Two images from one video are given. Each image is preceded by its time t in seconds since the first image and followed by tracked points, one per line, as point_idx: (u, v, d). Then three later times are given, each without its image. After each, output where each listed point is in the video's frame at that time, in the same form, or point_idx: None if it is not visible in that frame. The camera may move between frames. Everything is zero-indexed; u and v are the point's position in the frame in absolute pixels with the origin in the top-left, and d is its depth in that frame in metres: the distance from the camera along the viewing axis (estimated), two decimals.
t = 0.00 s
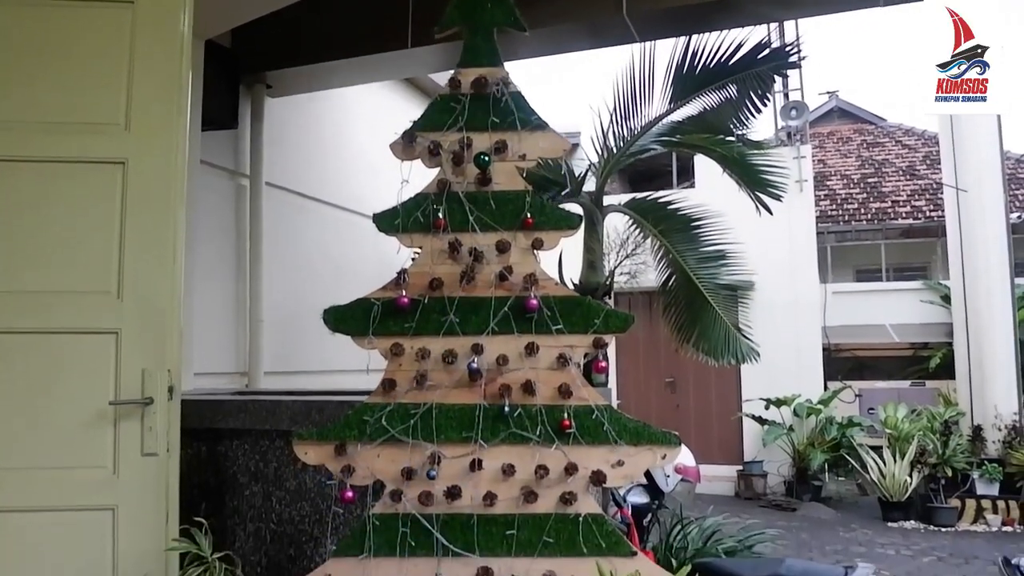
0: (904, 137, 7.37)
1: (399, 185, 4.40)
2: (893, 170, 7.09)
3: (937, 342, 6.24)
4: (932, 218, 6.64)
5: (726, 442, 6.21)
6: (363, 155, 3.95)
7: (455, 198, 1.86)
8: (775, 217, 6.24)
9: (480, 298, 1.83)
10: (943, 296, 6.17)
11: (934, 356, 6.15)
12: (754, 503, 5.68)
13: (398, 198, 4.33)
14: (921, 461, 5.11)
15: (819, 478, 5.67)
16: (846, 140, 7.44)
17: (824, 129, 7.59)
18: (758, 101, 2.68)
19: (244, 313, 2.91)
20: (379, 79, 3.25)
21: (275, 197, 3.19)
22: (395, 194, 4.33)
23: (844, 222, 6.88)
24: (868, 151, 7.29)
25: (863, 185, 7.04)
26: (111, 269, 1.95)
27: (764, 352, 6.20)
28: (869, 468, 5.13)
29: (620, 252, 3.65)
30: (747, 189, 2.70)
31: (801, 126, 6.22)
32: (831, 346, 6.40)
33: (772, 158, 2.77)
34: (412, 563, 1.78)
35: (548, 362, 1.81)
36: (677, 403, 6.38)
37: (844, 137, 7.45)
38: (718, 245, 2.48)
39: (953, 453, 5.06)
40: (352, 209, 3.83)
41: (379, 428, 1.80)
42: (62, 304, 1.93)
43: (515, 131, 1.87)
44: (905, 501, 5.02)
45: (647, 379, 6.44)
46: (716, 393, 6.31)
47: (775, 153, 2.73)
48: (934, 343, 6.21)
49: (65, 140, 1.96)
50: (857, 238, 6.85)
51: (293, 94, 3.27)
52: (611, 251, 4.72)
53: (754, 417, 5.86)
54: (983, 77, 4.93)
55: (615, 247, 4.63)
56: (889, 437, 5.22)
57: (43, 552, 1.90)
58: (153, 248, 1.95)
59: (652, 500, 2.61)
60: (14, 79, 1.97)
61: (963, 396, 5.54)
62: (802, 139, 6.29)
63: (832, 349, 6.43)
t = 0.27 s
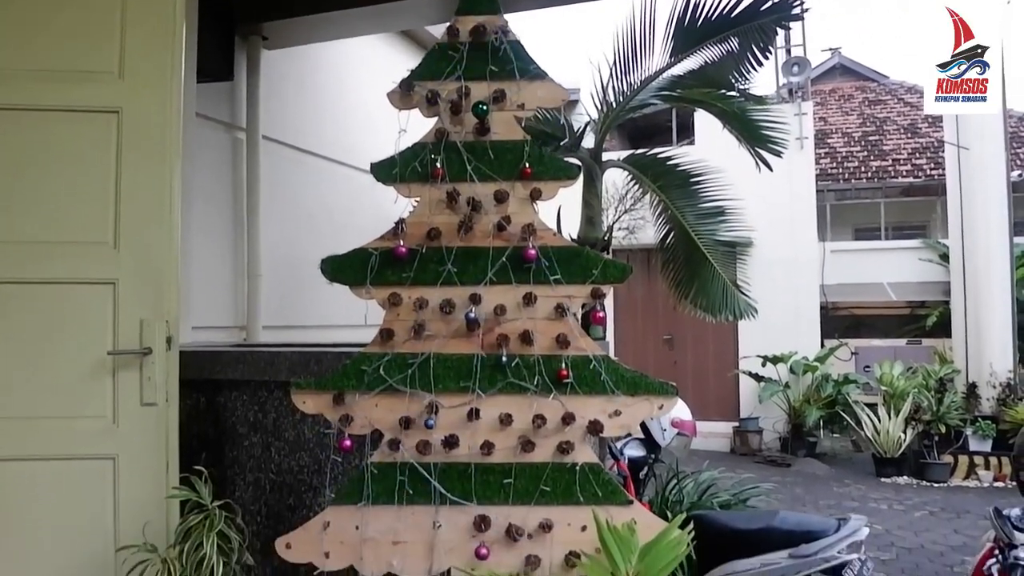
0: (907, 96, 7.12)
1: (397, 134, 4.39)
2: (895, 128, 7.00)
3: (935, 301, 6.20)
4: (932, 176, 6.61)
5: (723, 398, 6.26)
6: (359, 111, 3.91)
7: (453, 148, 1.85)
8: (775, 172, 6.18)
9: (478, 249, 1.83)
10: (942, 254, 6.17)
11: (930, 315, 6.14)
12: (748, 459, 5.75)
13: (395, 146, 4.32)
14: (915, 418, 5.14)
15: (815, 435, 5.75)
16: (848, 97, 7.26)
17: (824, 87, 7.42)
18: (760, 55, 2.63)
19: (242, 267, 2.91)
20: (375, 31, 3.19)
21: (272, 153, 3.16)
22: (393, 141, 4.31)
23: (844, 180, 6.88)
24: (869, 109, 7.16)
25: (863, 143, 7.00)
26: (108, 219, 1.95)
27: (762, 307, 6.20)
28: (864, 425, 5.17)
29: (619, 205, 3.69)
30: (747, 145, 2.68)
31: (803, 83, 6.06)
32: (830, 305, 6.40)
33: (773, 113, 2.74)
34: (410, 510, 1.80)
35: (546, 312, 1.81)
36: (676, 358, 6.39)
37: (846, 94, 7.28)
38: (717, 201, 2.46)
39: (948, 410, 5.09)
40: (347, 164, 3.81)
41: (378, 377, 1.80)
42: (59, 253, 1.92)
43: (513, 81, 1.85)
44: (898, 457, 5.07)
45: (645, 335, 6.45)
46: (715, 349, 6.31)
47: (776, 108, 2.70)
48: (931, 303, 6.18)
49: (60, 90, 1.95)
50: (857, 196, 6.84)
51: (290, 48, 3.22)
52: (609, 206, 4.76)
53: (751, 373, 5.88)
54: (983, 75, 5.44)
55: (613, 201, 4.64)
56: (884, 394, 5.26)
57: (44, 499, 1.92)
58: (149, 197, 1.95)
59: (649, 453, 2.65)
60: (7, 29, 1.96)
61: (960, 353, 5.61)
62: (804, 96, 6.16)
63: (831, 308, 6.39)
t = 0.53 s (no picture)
0: (910, 53, 7.08)
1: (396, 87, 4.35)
2: (897, 85, 6.96)
3: (935, 260, 6.21)
4: (932, 133, 6.59)
5: (722, 358, 6.29)
6: (356, 68, 3.87)
7: (451, 100, 1.84)
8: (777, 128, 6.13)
9: (477, 201, 1.82)
10: (942, 213, 6.11)
11: (929, 273, 6.17)
12: (747, 416, 5.80)
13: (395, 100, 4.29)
14: (912, 374, 5.17)
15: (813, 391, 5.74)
16: (850, 54, 7.20)
17: (828, 44, 7.32)
18: (762, 8, 2.62)
19: (241, 226, 2.91)
20: None
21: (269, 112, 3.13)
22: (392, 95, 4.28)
23: (845, 138, 6.80)
24: (871, 66, 7.11)
25: (865, 100, 6.93)
26: (105, 175, 1.94)
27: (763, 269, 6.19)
28: (863, 382, 5.20)
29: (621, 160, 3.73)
30: (746, 101, 2.67)
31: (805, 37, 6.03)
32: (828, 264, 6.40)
33: (773, 69, 2.72)
34: (411, 462, 1.81)
35: (546, 265, 1.81)
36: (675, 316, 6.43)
37: (848, 52, 7.21)
38: (717, 157, 2.46)
39: (945, 366, 5.12)
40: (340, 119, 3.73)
41: (378, 329, 1.81)
42: (56, 211, 1.91)
43: (512, 32, 1.83)
44: (895, 413, 5.15)
45: (645, 292, 6.48)
46: (713, 307, 6.34)
47: (776, 63, 2.69)
48: (931, 262, 6.22)
49: (55, 44, 1.93)
50: (858, 154, 6.77)
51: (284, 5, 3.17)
52: (608, 163, 4.78)
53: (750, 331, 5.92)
54: (984, 75, 5.36)
55: (613, 159, 4.65)
56: (883, 351, 5.29)
57: (46, 454, 1.93)
58: (147, 152, 1.93)
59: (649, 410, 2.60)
60: None
61: (957, 310, 5.61)
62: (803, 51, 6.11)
63: (829, 266, 6.42)
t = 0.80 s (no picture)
0: None
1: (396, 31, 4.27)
2: (899, 34, 6.85)
3: (934, 212, 6.22)
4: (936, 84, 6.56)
5: (721, 310, 6.32)
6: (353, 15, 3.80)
7: (449, 43, 1.81)
8: (776, 77, 6.04)
9: (475, 145, 1.81)
10: (942, 163, 6.14)
11: (929, 225, 6.16)
12: (744, 366, 5.84)
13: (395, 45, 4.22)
14: (911, 325, 5.19)
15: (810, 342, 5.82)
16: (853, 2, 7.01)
17: None
18: None
19: (238, 177, 2.91)
20: None
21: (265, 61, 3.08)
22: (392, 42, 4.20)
23: (847, 89, 6.73)
24: (875, 14, 6.93)
25: (867, 50, 6.82)
26: (99, 120, 1.92)
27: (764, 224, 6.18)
28: (860, 334, 5.26)
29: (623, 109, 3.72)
30: (747, 49, 2.64)
31: None
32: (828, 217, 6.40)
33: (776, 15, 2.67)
34: (411, 407, 1.82)
35: (545, 210, 1.81)
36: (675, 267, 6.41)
37: None
38: (716, 106, 2.44)
39: (943, 317, 5.13)
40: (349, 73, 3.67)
41: (376, 275, 1.81)
42: (51, 158, 1.90)
43: None
44: (892, 364, 5.20)
45: (646, 242, 6.43)
46: (712, 262, 6.33)
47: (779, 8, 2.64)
48: (931, 213, 6.23)
49: None
50: (859, 105, 6.70)
51: None
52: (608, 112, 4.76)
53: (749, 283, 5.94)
54: (984, 75, 5.31)
55: (613, 108, 4.61)
56: (879, 303, 5.35)
57: (47, 401, 1.94)
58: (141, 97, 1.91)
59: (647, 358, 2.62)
60: None
61: (957, 262, 5.62)
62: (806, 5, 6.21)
63: (829, 220, 6.42)
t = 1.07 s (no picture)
0: None
1: None
2: None
3: (933, 168, 6.24)
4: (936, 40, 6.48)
5: (720, 270, 6.34)
6: None
7: None
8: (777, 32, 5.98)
9: (473, 99, 1.79)
10: (943, 120, 6.10)
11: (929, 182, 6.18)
12: (741, 324, 5.88)
13: None
14: (908, 283, 5.24)
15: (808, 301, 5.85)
16: None
17: None
18: None
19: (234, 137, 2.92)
20: None
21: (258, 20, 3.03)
22: None
23: (846, 46, 6.69)
24: None
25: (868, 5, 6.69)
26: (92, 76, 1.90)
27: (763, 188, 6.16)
28: (858, 292, 5.25)
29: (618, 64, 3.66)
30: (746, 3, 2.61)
31: None
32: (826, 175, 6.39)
33: None
34: (411, 362, 1.83)
35: (542, 164, 1.80)
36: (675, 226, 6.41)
37: None
38: (715, 63, 2.44)
39: (940, 274, 5.14)
40: (340, 29, 3.60)
41: (374, 231, 1.80)
42: (44, 115, 1.88)
43: None
44: (889, 321, 5.24)
45: (646, 201, 6.43)
46: (710, 219, 6.34)
47: None
48: (930, 170, 6.23)
49: None
50: (859, 61, 6.64)
51: None
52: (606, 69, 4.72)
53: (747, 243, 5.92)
54: (984, 75, 5.14)
55: (611, 64, 4.56)
56: (878, 261, 5.29)
57: (48, 359, 1.94)
58: (134, 51, 1.89)
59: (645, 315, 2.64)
60: None
61: (956, 220, 5.61)
62: None
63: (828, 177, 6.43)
